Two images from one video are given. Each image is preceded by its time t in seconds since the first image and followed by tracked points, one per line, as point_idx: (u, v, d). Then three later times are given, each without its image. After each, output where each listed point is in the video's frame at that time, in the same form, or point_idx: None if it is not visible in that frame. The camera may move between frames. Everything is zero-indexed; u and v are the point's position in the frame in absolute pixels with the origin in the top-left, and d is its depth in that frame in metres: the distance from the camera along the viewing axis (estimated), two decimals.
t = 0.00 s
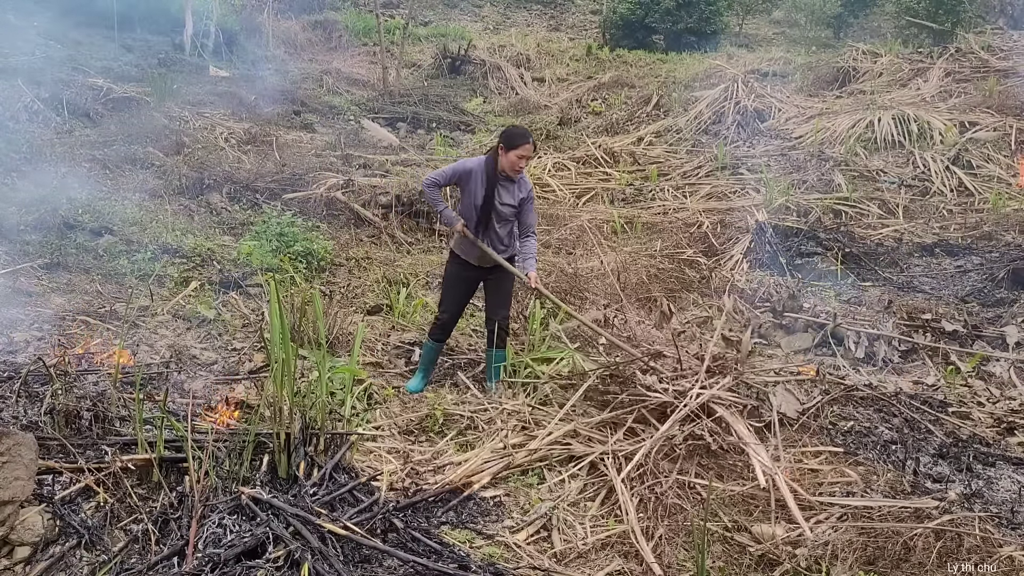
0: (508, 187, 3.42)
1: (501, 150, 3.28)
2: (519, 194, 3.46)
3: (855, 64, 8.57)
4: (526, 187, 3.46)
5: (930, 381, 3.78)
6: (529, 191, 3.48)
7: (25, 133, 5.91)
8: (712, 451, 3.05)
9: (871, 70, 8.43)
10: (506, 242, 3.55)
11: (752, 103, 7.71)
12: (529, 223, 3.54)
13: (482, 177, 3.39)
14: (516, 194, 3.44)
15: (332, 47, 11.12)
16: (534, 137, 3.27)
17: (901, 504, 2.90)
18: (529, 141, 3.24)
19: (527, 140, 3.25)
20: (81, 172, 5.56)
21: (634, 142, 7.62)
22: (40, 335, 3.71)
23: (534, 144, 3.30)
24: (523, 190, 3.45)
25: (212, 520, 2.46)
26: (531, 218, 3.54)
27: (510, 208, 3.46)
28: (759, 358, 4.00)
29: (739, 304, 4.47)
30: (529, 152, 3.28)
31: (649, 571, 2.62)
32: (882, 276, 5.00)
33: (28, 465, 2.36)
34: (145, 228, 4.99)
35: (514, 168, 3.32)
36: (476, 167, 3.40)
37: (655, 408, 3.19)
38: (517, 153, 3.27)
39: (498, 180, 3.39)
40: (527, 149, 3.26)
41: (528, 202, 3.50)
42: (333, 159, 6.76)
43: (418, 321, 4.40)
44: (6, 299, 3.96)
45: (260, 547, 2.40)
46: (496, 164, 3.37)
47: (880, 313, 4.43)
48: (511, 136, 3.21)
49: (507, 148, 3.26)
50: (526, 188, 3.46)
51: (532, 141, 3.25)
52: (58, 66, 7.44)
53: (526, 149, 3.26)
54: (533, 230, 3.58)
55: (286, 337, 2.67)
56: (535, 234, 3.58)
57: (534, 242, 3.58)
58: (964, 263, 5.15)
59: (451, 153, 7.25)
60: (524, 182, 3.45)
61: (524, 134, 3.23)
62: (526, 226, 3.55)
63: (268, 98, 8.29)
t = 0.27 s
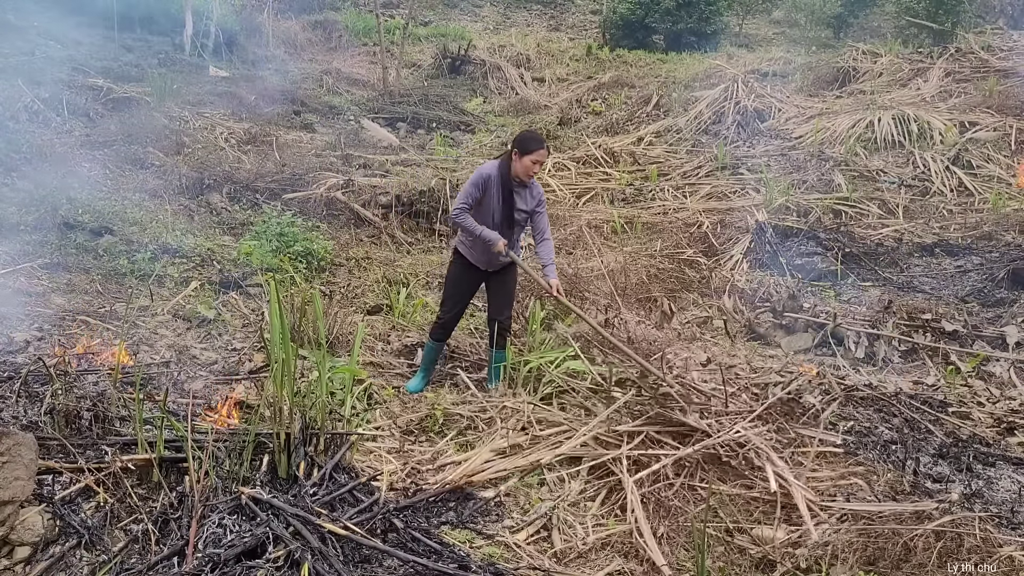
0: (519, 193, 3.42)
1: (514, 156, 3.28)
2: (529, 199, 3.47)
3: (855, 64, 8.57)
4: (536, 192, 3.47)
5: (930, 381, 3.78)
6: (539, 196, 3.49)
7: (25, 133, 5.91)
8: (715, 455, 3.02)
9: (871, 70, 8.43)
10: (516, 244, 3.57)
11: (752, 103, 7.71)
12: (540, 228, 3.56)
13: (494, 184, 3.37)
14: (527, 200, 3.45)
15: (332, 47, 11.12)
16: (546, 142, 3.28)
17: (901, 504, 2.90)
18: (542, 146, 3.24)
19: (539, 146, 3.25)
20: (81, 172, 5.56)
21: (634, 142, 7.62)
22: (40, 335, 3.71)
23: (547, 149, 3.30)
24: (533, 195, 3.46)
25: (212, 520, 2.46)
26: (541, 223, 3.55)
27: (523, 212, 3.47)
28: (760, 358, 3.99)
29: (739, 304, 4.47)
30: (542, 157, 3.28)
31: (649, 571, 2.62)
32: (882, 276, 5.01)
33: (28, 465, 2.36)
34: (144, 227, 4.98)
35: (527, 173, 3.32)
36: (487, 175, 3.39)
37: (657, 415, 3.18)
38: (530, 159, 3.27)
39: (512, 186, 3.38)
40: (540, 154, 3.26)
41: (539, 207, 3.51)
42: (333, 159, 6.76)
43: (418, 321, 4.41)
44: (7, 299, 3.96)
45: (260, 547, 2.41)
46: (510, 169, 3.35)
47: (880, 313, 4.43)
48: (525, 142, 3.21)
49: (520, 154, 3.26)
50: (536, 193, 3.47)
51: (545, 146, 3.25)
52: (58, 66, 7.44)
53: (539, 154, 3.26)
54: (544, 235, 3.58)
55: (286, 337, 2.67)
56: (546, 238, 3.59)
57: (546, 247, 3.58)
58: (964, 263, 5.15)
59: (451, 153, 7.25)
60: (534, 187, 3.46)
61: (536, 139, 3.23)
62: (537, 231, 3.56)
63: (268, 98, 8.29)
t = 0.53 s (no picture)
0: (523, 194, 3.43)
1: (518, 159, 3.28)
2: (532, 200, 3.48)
3: (855, 64, 8.57)
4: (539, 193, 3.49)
5: (930, 381, 3.78)
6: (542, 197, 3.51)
7: (25, 133, 5.91)
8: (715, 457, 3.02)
9: (871, 70, 8.43)
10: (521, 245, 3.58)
11: (752, 103, 7.70)
12: (543, 229, 3.58)
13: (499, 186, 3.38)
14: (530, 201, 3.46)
15: (332, 47, 11.12)
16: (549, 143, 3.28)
17: (901, 505, 2.90)
18: (546, 147, 3.25)
19: (543, 147, 3.25)
20: (81, 172, 5.56)
21: (634, 142, 7.62)
22: (40, 334, 3.71)
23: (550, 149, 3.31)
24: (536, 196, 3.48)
25: (212, 520, 2.46)
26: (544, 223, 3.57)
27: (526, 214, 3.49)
28: (760, 358, 4.00)
29: (739, 304, 4.47)
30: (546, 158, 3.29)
31: (649, 571, 2.62)
32: (882, 276, 5.01)
33: (28, 465, 2.36)
34: (144, 227, 4.98)
35: (531, 175, 3.33)
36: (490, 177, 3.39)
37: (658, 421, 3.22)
38: (534, 161, 3.27)
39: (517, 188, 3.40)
40: (543, 155, 3.27)
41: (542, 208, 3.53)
42: (333, 159, 6.76)
43: (418, 320, 4.41)
44: (7, 299, 3.97)
45: (260, 547, 2.40)
46: (514, 171, 3.36)
47: (880, 313, 4.43)
48: (529, 144, 3.22)
49: (524, 156, 3.27)
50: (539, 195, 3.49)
51: (549, 147, 3.26)
52: (58, 66, 7.44)
53: (542, 155, 3.27)
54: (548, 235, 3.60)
55: (286, 337, 2.67)
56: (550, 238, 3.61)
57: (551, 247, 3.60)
58: (964, 263, 5.15)
59: (451, 152, 7.25)
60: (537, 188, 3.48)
61: (539, 140, 3.24)
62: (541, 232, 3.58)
63: (268, 97, 8.29)
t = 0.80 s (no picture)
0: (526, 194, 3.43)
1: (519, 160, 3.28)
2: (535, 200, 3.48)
3: (855, 64, 8.57)
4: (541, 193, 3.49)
5: (929, 381, 3.78)
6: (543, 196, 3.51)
7: (25, 133, 5.91)
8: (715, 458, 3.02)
9: (871, 70, 8.43)
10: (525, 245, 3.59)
11: (752, 103, 7.70)
12: (547, 227, 3.61)
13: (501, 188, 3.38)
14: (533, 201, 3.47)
15: (332, 46, 11.12)
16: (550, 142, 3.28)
17: (901, 506, 2.89)
18: (547, 147, 3.24)
19: (544, 147, 3.25)
20: (81, 172, 5.55)
21: (634, 142, 7.62)
22: (40, 334, 3.71)
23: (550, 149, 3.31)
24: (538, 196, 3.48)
25: (212, 520, 2.46)
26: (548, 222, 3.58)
27: (529, 214, 3.51)
28: (760, 359, 4.00)
29: (739, 304, 4.48)
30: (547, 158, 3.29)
31: (649, 571, 2.62)
32: (882, 276, 5.01)
33: (28, 465, 2.36)
34: (144, 227, 4.98)
35: (532, 175, 3.33)
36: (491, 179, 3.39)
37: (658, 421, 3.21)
38: (536, 161, 3.27)
39: (519, 189, 3.39)
40: (545, 155, 3.27)
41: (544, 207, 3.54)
42: (333, 159, 6.77)
43: (418, 320, 4.41)
44: (7, 299, 3.97)
45: (260, 548, 2.40)
46: (515, 173, 3.35)
47: (880, 313, 4.43)
48: (531, 145, 3.22)
49: (525, 157, 3.26)
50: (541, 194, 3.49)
51: (550, 147, 3.26)
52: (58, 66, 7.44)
53: (544, 155, 3.27)
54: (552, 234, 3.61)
55: (286, 338, 2.67)
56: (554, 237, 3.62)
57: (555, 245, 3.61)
58: (964, 263, 5.15)
59: (451, 152, 7.25)
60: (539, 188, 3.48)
61: (541, 141, 3.24)
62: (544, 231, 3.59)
63: (268, 97, 8.29)
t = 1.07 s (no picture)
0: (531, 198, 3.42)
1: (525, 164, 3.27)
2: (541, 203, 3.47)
3: (855, 64, 8.57)
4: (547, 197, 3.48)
5: (929, 381, 3.78)
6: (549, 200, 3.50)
7: (25, 133, 5.90)
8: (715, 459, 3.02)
9: (871, 70, 8.43)
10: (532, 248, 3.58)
11: (752, 103, 7.70)
12: (555, 230, 3.59)
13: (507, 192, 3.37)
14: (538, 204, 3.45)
15: (332, 46, 11.12)
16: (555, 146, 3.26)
17: (901, 507, 2.89)
18: (552, 151, 3.23)
19: (548, 150, 3.24)
20: (80, 171, 5.55)
21: (634, 142, 7.62)
22: (40, 334, 3.71)
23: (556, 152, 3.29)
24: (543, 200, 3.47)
25: (212, 521, 2.46)
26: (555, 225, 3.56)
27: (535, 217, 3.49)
28: (760, 359, 4.00)
29: (739, 304, 4.48)
30: (553, 162, 3.27)
31: (649, 571, 2.61)
32: (882, 276, 5.00)
33: (28, 465, 2.36)
34: (144, 227, 4.98)
35: (538, 179, 3.32)
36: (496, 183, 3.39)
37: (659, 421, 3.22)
38: (541, 165, 3.26)
39: (525, 192, 3.38)
40: (550, 159, 3.25)
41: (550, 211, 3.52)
42: (333, 159, 6.77)
43: (417, 320, 4.42)
44: (7, 299, 3.97)
45: (260, 548, 2.40)
46: (521, 177, 3.34)
47: (880, 313, 4.43)
48: (536, 148, 3.21)
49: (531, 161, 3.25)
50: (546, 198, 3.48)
51: (555, 150, 3.25)
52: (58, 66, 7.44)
53: (549, 159, 3.25)
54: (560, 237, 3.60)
55: (287, 338, 2.67)
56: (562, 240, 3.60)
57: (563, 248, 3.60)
58: (963, 263, 5.14)
59: (451, 152, 7.25)
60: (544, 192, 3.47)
61: (545, 144, 3.22)
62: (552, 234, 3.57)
63: (268, 97, 8.29)
